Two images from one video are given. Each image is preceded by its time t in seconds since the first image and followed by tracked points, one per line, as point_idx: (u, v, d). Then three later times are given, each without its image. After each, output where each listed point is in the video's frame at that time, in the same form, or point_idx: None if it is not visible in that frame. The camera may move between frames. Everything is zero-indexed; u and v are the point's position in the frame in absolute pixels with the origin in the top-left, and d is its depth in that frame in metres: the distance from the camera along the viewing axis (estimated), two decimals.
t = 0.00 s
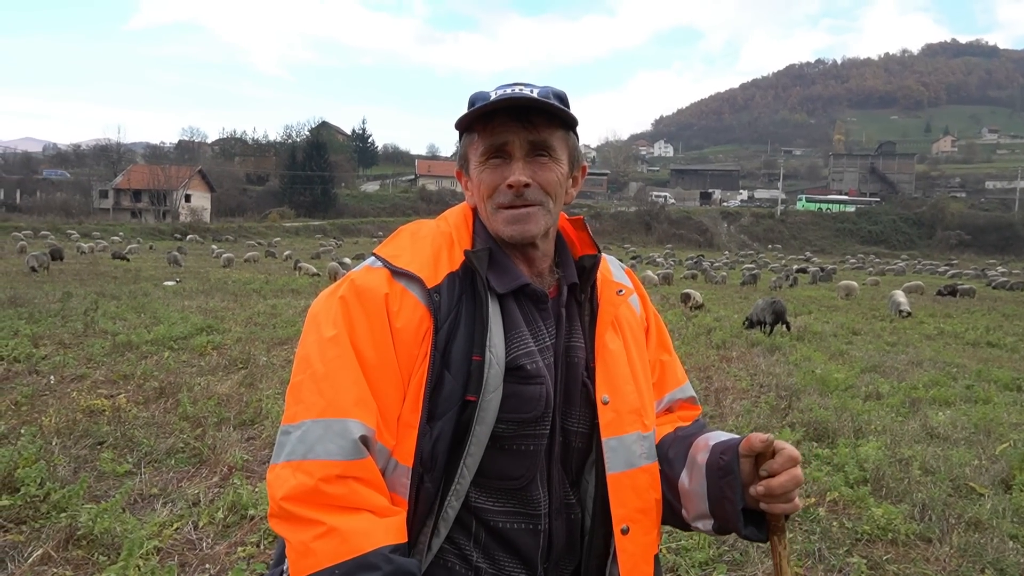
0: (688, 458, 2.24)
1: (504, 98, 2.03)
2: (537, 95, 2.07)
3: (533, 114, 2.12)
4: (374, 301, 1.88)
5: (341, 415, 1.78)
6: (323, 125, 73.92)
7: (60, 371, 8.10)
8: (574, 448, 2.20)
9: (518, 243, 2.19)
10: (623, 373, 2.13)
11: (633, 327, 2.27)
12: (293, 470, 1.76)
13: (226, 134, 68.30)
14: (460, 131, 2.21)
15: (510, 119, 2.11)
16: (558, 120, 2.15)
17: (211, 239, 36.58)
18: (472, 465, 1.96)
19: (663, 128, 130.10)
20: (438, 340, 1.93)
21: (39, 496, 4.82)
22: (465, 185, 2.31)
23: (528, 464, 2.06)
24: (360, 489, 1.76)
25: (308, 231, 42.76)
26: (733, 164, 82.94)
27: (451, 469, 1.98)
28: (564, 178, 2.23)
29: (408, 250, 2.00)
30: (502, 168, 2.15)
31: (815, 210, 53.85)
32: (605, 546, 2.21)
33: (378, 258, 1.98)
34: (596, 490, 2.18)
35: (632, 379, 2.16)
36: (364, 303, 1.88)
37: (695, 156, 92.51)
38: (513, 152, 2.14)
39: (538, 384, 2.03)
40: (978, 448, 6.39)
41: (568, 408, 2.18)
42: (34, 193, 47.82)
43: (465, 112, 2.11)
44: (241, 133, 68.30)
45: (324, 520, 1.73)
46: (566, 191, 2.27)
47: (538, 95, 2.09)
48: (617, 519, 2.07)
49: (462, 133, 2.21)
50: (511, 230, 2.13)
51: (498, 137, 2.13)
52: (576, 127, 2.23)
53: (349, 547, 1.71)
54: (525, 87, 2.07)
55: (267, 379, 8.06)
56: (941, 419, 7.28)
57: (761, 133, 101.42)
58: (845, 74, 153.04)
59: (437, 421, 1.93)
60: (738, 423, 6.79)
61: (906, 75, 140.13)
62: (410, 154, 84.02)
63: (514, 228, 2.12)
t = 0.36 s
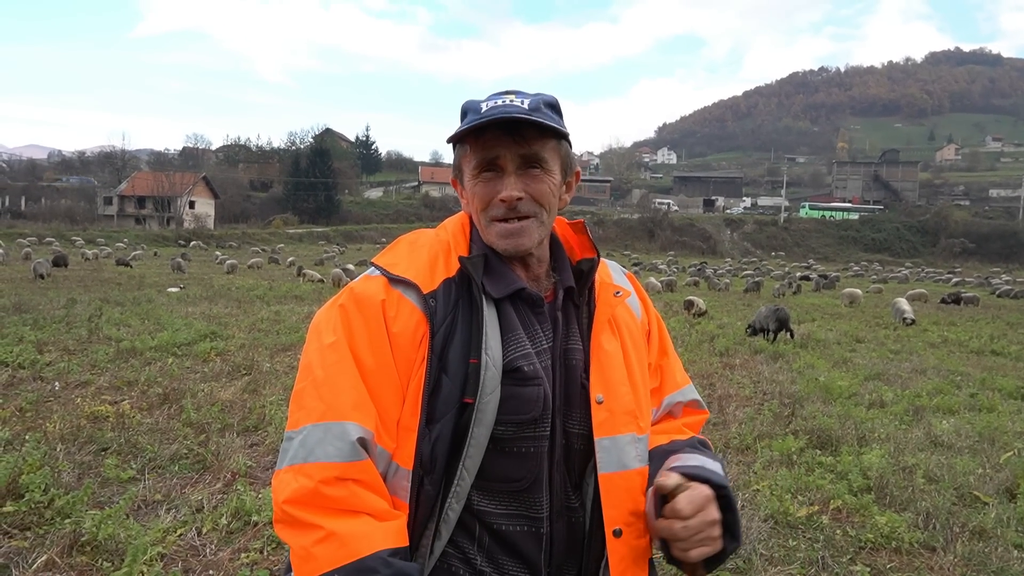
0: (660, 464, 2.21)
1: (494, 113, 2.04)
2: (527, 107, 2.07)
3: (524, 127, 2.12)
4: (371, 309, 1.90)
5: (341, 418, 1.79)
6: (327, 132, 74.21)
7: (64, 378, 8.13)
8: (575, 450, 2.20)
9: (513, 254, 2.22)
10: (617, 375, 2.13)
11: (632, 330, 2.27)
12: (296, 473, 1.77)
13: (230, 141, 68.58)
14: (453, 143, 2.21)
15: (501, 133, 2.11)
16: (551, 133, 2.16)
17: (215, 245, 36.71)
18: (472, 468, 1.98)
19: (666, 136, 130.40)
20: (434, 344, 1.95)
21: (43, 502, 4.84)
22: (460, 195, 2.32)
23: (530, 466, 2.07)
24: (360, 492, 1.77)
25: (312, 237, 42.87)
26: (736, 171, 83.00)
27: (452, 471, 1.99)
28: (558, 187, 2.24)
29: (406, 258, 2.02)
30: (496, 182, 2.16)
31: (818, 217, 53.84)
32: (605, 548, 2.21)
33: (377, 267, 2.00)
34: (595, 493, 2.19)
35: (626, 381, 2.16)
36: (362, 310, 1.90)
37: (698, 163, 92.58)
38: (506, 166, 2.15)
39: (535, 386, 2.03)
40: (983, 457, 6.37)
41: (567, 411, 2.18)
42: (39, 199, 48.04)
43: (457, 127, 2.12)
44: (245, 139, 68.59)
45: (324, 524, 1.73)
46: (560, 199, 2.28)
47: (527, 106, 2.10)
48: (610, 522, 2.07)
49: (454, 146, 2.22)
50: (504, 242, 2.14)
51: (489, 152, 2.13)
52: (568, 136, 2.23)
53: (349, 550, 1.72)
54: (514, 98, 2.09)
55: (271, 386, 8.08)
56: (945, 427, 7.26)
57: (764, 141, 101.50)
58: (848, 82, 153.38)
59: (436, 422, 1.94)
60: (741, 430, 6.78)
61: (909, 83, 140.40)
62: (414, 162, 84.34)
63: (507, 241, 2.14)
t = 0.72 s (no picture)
0: (654, 466, 2.25)
1: (518, 135, 2.02)
2: (553, 126, 2.05)
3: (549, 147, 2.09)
4: (376, 310, 1.90)
5: (347, 420, 1.80)
6: (329, 134, 74.28)
7: (69, 380, 8.15)
8: (574, 450, 2.20)
9: (521, 267, 2.23)
10: (619, 380, 2.14)
11: (635, 333, 2.27)
12: (303, 473, 1.79)
13: (232, 143, 68.73)
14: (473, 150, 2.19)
15: (523, 153, 2.10)
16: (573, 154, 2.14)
17: (218, 247, 36.76)
18: (477, 470, 1.99)
19: (669, 134, 130.27)
20: (438, 348, 1.95)
21: (50, 504, 4.86)
22: (474, 195, 2.32)
23: (532, 467, 2.07)
24: (365, 492, 1.78)
25: (315, 238, 42.91)
26: (739, 169, 82.90)
27: (456, 474, 2.00)
28: (573, 206, 2.23)
29: (411, 260, 2.02)
30: (511, 197, 2.15)
31: (821, 215, 53.75)
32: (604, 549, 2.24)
33: (382, 268, 2.00)
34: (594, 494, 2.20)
35: (628, 386, 2.16)
36: (368, 311, 1.90)
37: (701, 162, 92.51)
38: (523, 184, 2.13)
39: (539, 389, 2.04)
40: (988, 453, 6.37)
41: (568, 413, 2.19)
42: (43, 203, 48.20)
43: (479, 138, 2.09)
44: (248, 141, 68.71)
45: (332, 522, 1.75)
46: (574, 213, 2.28)
47: (551, 122, 2.08)
48: (609, 524, 2.09)
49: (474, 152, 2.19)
50: (513, 255, 2.15)
51: (508, 166, 2.11)
52: (591, 156, 2.21)
53: (357, 548, 1.74)
54: (540, 114, 2.06)
55: (275, 386, 8.10)
56: (951, 424, 7.25)
57: (767, 139, 101.30)
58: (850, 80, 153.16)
59: (440, 425, 1.95)
60: (745, 427, 6.78)
61: (912, 80, 140.10)
62: (416, 162, 84.47)
63: (516, 255, 2.16)
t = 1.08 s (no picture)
0: (651, 462, 2.25)
1: (512, 115, 2.04)
2: (548, 110, 2.07)
3: (544, 134, 2.10)
4: (376, 309, 1.90)
5: (346, 420, 1.80)
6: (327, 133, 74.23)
7: (66, 381, 8.13)
8: (573, 450, 2.20)
9: (519, 259, 2.23)
10: (616, 377, 2.14)
11: (631, 332, 2.28)
12: (302, 474, 1.78)
13: (230, 143, 68.64)
14: (469, 142, 2.20)
15: (519, 141, 2.11)
16: (566, 138, 2.17)
17: (215, 247, 36.69)
18: (476, 467, 1.99)
19: (666, 133, 130.31)
20: (437, 347, 1.95)
21: (48, 505, 4.85)
22: (471, 191, 2.32)
23: (530, 466, 2.07)
24: (366, 492, 1.78)
25: (312, 238, 42.87)
26: (737, 168, 82.98)
27: (455, 473, 2.00)
28: (570, 193, 2.24)
29: (410, 258, 2.02)
30: (508, 184, 2.16)
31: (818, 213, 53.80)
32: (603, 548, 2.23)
33: (380, 266, 2.00)
34: (593, 493, 2.20)
35: (626, 383, 2.17)
36: (366, 310, 1.90)
37: (698, 160, 92.64)
38: (520, 167, 2.15)
39: (538, 388, 2.04)
40: (985, 451, 6.38)
41: (567, 411, 2.19)
42: (40, 203, 48.06)
43: (475, 124, 2.11)
44: (245, 140, 68.58)
45: (331, 523, 1.75)
46: (570, 205, 2.28)
47: (546, 110, 2.09)
48: (609, 523, 2.09)
49: (469, 143, 2.21)
50: (512, 246, 2.15)
51: (505, 154, 2.13)
52: (585, 145, 2.22)
53: (357, 548, 1.73)
54: (535, 100, 2.08)
55: (273, 386, 8.09)
56: (948, 422, 7.26)
57: (764, 137, 101.33)
58: (848, 78, 153.30)
59: (439, 424, 1.95)
60: (743, 426, 6.79)
61: (909, 78, 140.34)
62: (414, 161, 84.41)
63: (515, 246, 2.15)
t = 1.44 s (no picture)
0: (647, 475, 2.23)
1: (507, 124, 2.04)
2: (541, 119, 2.08)
3: (538, 141, 2.11)
4: (373, 318, 1.89)
5: (341, 428, 1.79)
6: (322, 138, 74.24)
7: (59, 386, 8.07)
8: (569, 461, 2.20)
9: (516, 266, 2.23)
10: (613, 389, 2.14)
11: (628, 343, 2.28)
12: (296, 482, 1.77)
13: (225, 147, 68.57)
14: (464, 151, 2.20)
15: (515, 148, 2.11)
16: (560, 146, 2.17)
17: (210, 251, 36.58)
18: (472, 475, 1.99)
19: (661, 140, 130.83)
20: (435, 355, 1.95)
21: (39, 511, 4.82)
22: (467, 202, 2.32)
23: (526, 477, 2.07)
24: (358, 501, 1.77)
25: (307, 243, 42.80)
26: (731, 176, 83.35)
27: (451, 483, 2.00)
28: (565, 201, 2.24)
29: (407, 267, 2.02)
30: (503, 192, 2.16)
31: (812, 221, 54.00)
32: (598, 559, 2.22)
33: (378, 275, 1.99)
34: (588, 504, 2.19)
35: (622, 394, 2.17)
36: (364, 318, 1.89)
37: (693, 168, 92.96)
38: (515, 175, 2.14)
39: (534, 398, 2.04)
40: (978, 459, 6.40)
41: (563, 422, 2.19)
42: (33, 206, 47.88)
43: (471, 134, 2.11)
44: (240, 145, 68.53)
45: (325, 532, 1.74)
46: (566, 213, 2.28)
47: (542, 119, 2.09)
48: (605, 534, 2.09)
49: (465, 152, 2.22)
50: (509, 254, 2.15)
51: (500, 161, 2.13)
52: (580, 152, 2.22)
53: (350, 559, 1.72)
54: (529, 109, 2.09)
55: (267, 392, 8.06)
56: (941, 430, 7.28)
57: (758, 145, 101.80)
58: (841, 87, 154.38)
59: (435, 433, 1.95)
60: (737, 434, 6.80)
61: (902, 87, 141.43)
62: (409, 167, 84.49)
63: (512, 253, 2.15)
